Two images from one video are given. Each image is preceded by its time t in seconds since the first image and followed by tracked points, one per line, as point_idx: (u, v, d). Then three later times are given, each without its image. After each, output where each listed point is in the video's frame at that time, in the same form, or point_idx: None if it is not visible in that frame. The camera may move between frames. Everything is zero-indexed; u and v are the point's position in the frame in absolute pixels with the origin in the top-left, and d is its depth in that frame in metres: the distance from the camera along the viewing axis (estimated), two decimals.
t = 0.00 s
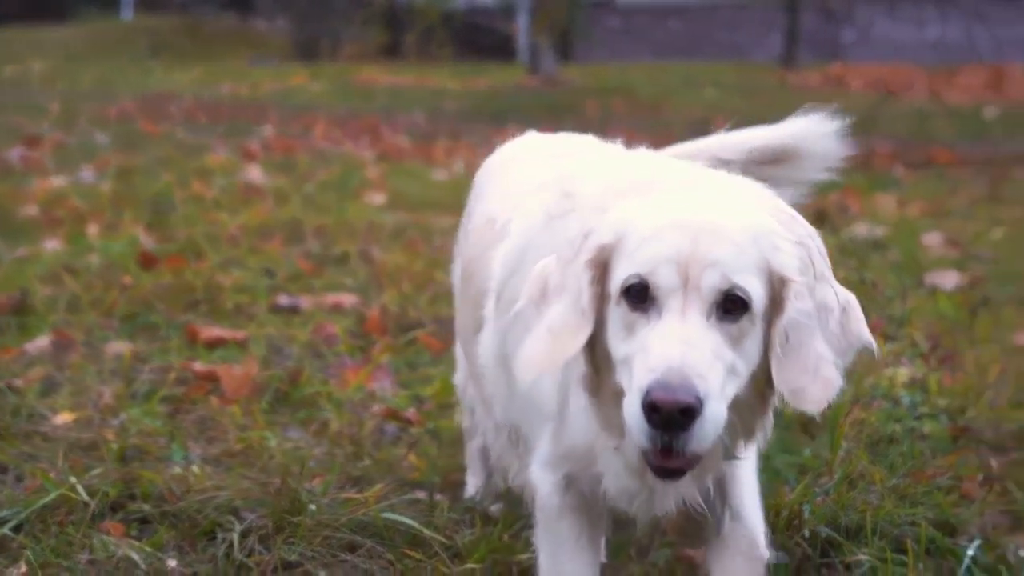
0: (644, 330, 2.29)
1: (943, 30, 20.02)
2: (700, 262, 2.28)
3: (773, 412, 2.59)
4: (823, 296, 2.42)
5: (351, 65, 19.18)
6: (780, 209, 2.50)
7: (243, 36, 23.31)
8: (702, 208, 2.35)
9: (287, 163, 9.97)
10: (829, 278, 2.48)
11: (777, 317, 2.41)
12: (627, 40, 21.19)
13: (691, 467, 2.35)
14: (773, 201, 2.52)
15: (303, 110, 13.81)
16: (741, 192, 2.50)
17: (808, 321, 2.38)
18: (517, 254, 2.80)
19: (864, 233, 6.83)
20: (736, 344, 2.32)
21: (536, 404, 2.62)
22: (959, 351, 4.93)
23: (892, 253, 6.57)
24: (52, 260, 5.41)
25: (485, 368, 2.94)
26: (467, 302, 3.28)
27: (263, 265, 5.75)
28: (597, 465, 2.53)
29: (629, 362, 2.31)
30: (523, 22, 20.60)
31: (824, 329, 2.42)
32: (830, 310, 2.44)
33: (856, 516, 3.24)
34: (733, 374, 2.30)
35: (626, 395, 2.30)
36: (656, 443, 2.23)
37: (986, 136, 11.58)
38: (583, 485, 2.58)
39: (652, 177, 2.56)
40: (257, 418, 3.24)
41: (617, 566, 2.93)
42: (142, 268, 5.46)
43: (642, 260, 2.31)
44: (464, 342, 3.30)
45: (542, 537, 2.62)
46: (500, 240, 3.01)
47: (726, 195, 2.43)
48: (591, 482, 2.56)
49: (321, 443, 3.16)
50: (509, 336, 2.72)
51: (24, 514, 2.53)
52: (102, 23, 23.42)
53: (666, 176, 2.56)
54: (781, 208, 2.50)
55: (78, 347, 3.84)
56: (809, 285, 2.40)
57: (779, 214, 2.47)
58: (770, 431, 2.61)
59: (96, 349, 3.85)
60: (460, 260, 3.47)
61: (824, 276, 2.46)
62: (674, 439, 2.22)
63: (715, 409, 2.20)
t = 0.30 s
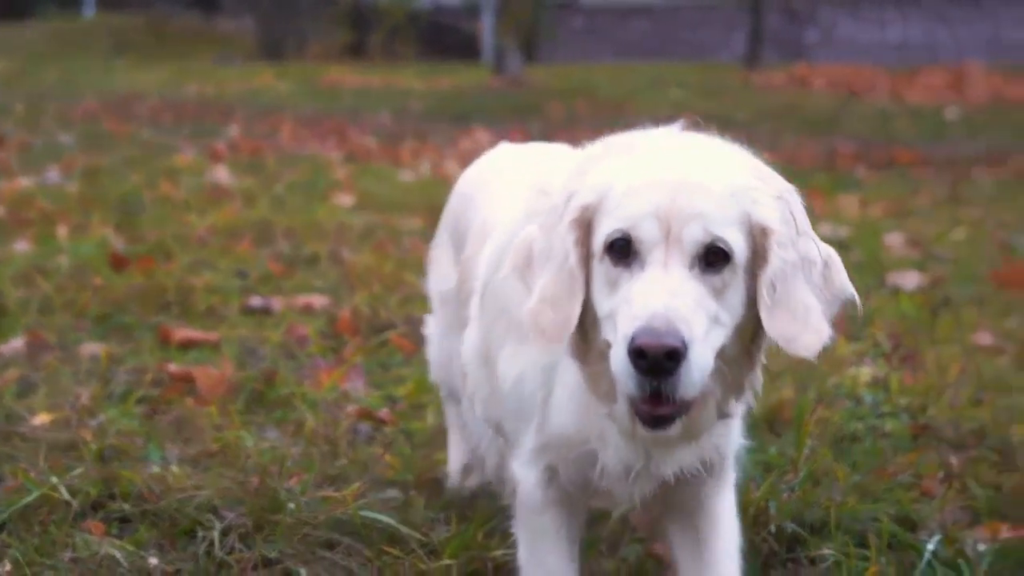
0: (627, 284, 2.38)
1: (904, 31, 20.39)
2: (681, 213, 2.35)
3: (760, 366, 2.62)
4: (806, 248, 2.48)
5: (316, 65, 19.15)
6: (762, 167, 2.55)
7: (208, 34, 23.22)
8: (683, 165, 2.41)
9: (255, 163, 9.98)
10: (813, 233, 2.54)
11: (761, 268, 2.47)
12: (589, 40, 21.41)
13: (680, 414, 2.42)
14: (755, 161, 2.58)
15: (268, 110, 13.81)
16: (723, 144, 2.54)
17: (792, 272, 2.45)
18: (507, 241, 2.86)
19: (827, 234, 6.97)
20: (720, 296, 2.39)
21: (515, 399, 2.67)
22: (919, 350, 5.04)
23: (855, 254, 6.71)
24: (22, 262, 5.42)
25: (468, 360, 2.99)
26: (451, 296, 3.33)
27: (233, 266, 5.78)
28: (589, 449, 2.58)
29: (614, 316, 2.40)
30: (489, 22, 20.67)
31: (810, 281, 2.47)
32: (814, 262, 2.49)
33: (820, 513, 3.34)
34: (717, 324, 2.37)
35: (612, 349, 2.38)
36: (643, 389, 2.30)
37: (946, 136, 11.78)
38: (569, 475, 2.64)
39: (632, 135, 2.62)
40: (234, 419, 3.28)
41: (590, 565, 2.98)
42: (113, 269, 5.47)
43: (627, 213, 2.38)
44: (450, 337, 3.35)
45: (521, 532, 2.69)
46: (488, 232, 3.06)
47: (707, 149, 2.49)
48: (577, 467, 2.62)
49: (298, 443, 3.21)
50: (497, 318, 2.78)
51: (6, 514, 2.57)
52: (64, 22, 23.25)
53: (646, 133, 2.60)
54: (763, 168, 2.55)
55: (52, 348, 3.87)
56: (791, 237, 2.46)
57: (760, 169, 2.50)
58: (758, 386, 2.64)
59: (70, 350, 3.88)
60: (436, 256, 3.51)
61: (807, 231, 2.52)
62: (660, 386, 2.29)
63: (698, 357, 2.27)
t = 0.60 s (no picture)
0: (588, 252, 2.44)
1: (862, 32, 20.76)
2: (639, 184, 2.43)
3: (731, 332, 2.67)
4: (770, 220, 2.54)
5: (278, 65, 19.11)
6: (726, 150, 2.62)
7: (169, 33, 23.09)
8: (644, 142, 2.49)
9: (219, 164, 9.99)
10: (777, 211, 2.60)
11: (724, 239, 2.54)
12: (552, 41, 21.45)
13: (642, 378, 2.44)
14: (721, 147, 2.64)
15: (230, 110, 13.79)
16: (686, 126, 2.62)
17: (761, 244, 2.50)
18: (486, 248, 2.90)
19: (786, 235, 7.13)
20: (680, 265, 2.44)
21: (486, 397, 2.71)
22: (876, 350, 5.16)
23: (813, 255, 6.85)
24: None
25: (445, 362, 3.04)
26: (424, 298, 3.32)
27: (200, 267, 5.81)
28: (567, 449, 2.62)
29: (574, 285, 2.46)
30: (451, 22, 20.71)
31: (779, 252, 2.52)
32: (781, 234, 2.55)
33: (778, 510, 3.46)
34: (679, 293, 2.43)
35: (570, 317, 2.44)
36: (598, 352, 2.36)
37: (903, 137, 11.97)
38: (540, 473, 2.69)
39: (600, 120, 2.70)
40: (204, 420, 3.33)
41: (557, 563, 3.04)
42: (79, 271, 5.48)
43: (585, 187, 2.46)
44: (427, 342, 3.36)
45: (488, 528, 2.75)
46: (468, 239, 3.06)
47: (668, 127, 2.56)
48: (549, 463, 2.67)
49: (269, 444, 3.27)
50: (475, 323, 2.81)
51: None
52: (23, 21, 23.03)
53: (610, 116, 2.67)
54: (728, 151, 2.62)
55: (22, 351, 3.90)
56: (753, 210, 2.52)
57: (720, 149, 2.58)
58: (728, 364, 2.68)
59: (40, 352, 3.90)
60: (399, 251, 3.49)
61: (771, 207, 2.58)
62: (615, 349, 2.34)
63: (654, 318, 2.33)
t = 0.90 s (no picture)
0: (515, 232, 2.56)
1: (817, 34, 21.12)
2: (567, 169, 2.54)
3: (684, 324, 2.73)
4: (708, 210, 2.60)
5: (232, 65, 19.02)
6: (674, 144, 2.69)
7: (121, 33, 22.92)
8: (586, 133, 2.59)
9: (174, 164, 9.96)
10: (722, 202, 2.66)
11: (662, 228, 2.60)
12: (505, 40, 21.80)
13: (562, 350, 2.51)
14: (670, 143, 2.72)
15: (185, 110, 13.72)
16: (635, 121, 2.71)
17: (704, 238, 2.55)
18: (462, 248, 2.86)
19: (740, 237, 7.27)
20: (606, 247, 2.53)
21: (443, 396, 2.75)
22: (827, 351, 5.27)
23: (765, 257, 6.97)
24: None
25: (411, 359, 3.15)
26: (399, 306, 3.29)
27: (157, 269, 5.81)
28: (532, 453, 2.69)
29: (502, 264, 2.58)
30: (406, 23, 20.72)
31: (724, 248, 2.57)
32: (726, 231, 2.60)
33: (731, 507, 3.56)
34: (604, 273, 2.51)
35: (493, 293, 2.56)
36: (509, 323, 2.47)
37: (856, 139, 12.11)
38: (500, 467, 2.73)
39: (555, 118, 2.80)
40: (166, 421, 3.36)
41: (515, 560, 3.10)
42: (36, 272, 5.46)
43: (519, 175, 2.58)
44: (396, 347, 3.31)
45: (446, 526, 2.78)
46: (446, 246, 3.04)
47: (615, 121, 2.65)
48: (509, 460, 2.72)
49: (231, 444, 3.31)
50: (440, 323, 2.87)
51: None
52: None
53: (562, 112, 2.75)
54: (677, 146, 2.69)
55: None
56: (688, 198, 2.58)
57: (664, 141, 2.65)
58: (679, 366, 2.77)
59: None
60: (362, 258, 3.43)
61: (713, 197, 2.64)
62: (522, 318, 2.44)
63: (562, 291, 2.42)
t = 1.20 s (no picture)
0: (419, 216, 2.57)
1: (767, 34, 21.35)
2: (474, 156, 2.54)
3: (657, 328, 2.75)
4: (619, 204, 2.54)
5: (184, 64, 18.91)
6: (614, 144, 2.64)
7: (72, 31, 22.71)
8: (514, 127, 2.57)
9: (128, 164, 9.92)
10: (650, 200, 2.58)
11: (575, 222, 2.53)
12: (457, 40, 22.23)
13: (448, 331, 2.47)
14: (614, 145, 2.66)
15: (138, 110, 13.64)
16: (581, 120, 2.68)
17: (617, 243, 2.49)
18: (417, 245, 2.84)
19: (693, 237, 7.40)
20: (502, 235, 2.49)
21: (415, 392, 2.79)
22: (777, 351, 5.38)
23: (717, 257, 7.10)
24: None
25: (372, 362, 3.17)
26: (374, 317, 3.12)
27: (114, 270, 5.82)
28: (497, 447, 2.71)
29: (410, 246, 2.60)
30: (359, 22, 20.72)
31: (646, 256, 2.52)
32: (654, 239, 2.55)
33: (685, 504, 3.68)
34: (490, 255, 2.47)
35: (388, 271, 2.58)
36: (389, 298, 2.48)
37: (806, 140, 12.27)
38: (469, 465, 2.76)
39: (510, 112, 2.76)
40: (126, 422, 3.39)
41: (473, 556, 3.17)
42: None
43: (441, 167, 2.61)
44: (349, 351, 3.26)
45: (415, 522, 2.81)
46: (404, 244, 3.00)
47: (561, 118, 2.63)
48: (477, 456, 2.73)
49: (193, 444, 3.36)
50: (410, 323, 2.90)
51: None
52: None
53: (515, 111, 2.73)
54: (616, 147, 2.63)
55: None
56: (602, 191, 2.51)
57: (596, 140, 2.60)
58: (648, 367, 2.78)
59: None
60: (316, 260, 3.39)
61: (633, 195, 2.56)
62: (398, 293, 2.44)
63: (429, 267, 2.42)
